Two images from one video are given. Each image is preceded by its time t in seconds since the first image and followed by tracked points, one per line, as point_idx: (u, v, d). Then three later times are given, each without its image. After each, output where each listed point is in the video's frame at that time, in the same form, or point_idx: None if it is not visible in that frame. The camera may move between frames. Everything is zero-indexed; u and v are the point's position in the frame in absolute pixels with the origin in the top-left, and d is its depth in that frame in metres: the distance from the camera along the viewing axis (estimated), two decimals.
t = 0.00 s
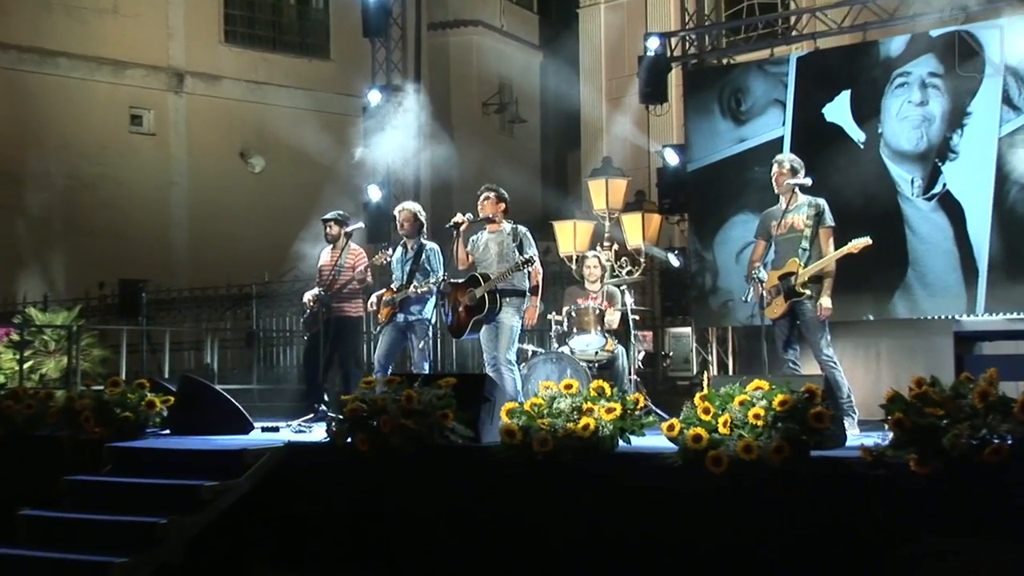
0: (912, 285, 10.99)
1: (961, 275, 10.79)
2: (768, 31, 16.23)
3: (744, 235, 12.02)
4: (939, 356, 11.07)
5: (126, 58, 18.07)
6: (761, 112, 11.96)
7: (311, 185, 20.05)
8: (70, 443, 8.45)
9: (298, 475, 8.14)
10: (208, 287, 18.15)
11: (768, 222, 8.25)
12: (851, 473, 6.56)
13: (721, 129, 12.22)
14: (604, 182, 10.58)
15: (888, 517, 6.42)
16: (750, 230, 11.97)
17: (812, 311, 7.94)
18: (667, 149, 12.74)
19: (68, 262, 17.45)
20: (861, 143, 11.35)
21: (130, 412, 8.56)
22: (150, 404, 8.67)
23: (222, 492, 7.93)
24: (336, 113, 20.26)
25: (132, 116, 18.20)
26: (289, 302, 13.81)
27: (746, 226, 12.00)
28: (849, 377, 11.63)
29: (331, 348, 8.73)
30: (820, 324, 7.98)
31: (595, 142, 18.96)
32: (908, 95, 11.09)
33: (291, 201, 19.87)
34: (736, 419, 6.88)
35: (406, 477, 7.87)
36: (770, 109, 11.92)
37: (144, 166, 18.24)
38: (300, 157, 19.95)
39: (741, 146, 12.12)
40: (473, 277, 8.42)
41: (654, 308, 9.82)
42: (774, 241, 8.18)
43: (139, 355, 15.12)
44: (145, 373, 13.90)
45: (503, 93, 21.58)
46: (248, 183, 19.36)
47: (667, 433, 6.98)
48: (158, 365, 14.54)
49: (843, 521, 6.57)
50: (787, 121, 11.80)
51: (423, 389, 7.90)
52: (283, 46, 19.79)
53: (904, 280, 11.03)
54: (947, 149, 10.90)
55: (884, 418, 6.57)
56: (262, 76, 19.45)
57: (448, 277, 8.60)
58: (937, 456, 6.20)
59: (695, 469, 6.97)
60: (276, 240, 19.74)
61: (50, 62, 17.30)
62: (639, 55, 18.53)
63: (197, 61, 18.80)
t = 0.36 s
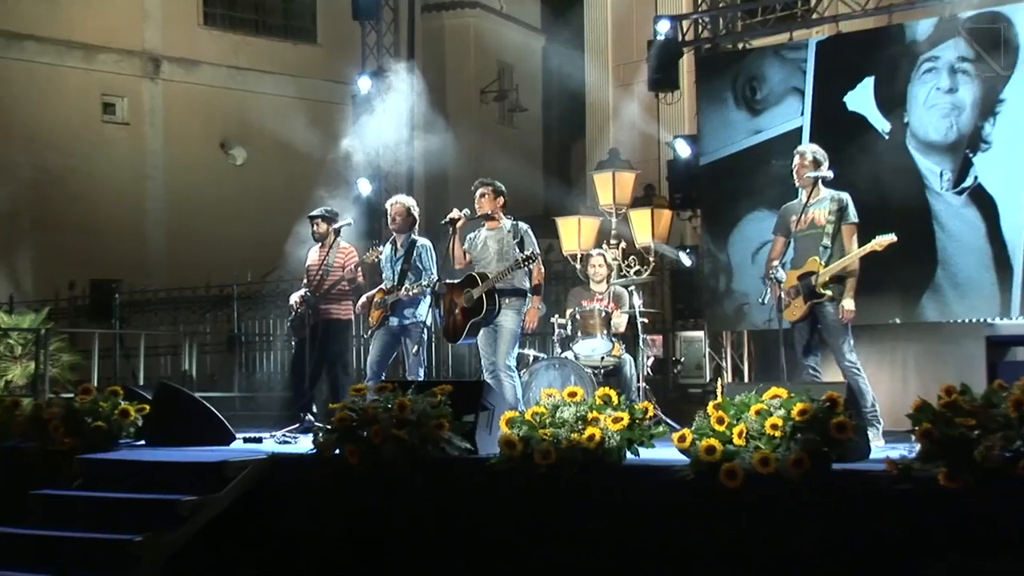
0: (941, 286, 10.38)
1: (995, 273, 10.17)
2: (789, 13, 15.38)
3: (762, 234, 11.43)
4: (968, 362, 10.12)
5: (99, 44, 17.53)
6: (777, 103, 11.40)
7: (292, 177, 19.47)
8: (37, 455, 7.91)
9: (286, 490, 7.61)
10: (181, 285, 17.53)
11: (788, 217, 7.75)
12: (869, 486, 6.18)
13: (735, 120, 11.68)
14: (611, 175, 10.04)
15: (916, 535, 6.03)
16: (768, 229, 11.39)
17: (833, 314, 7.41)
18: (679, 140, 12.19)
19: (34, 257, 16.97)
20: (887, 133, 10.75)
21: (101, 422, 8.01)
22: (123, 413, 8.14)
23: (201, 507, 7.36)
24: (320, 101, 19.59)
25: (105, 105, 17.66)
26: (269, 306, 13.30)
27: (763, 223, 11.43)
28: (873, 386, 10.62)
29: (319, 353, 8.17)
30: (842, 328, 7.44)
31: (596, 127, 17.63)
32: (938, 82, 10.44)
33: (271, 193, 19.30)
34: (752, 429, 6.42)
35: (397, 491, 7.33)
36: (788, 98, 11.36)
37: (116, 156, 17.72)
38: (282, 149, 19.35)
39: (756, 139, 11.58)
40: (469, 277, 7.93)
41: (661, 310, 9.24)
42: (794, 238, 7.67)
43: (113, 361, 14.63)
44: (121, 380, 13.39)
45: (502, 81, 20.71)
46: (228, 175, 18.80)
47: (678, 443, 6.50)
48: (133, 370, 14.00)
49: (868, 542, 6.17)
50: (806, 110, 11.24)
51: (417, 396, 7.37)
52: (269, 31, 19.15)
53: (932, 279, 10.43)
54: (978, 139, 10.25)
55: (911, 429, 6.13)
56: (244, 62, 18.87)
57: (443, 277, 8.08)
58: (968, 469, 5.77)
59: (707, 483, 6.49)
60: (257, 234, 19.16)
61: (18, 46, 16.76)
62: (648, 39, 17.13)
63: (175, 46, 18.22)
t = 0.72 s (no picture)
0: (980, 286, 8.96)
1: None
2: None
3: (786, 228, 9.95)
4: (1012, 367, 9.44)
5: (71, 22, 16.00)
6: (801, 88, 9.91)
7: (270, 166, 17.69)
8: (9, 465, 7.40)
9: (276, 503, 7.10)
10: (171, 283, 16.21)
11: (814, 210, 7.24)
12: (908, 503, 5.64)
13: (756, 107, 10.17)
14: (625, 166, 9.51)
15: (954, 555, 5.54)
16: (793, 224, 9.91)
17: (864, 315, 6.89)
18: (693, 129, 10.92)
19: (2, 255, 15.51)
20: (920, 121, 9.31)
21: (77, 430, 7.50)
22: (100, 420, 7.62)
23: (184, 522, 6.83)
24: (307, 85, 17.88)
25: (80, 89, 16.15)
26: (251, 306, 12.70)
27: (788, 217, 9.95)
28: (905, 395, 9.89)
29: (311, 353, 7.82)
30: (873, 330, 6.92)
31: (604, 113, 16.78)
32: (975, 65, 9.01)
33: (247, 183, 17.51)
34: (776, 439, 5.92)
35: (395, 503, 6.82)
36: (814, 84, 9.85)
37: (92, 146, 16.22)
38: (262, 135, 17.60)
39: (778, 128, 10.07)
40: (473, 276, 7.42)
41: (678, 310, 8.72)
42: (821, 232, 7.16)
43: (89, 363, 14.01)
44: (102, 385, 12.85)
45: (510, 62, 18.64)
46: (209, 165, 17.15)
47: (695, 454, 6.01)
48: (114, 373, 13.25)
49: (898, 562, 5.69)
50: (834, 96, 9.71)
51: (415, 403, 6.84)
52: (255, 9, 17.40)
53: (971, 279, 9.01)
54: (1021, 126, 8.81)
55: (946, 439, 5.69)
56: (229, 44, 17.21)
57: (444, 276, 7.58)
58: (1007, 479, 5.32)
59: (727, 496, 5.99)
60: (235, 228, 17.44)
61: None
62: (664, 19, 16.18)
63: (156, 28, 16.65)
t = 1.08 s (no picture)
0: (1021, 283, 8.40)
1: None
2: None
3: (812, 223, 9.42)
4: None
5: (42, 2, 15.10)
6: (826, 71, 9.34)
7: (252, 154, 16.77)
8: None
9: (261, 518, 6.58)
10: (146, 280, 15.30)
11: (841, 201, 6.77)
12: (945, 514, 5.16)
13: (777, 93, 9.63)
14: (638, 156, 9.03)
15: None
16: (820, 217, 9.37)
17: (893, 315, 6.42)
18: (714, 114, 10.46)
19: None
20: (954, 104, 8.65)
21: (47, 440, 7.02)
22: (72, 430, 7.10)
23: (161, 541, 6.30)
24: (297, 68, 16.98)
25: (50, 73, 15.27)
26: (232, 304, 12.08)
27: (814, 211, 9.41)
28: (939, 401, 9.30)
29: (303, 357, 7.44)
30: (903, 332, 6.44)
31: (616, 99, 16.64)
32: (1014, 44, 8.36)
33: (227, 172, 16.57)
34: (800, 449, 5.47)
35: (389, 520, 6.31)
36: (839, 68, 9.29)
37: (62, 134, 15.30)
38: (245, 122, 16.67)
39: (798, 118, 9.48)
40: (473, 273, 6.90)
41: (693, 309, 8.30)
42: (848, 225, 6.69)
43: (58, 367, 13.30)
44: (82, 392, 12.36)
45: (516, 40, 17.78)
46: (189, 153, 16.23)
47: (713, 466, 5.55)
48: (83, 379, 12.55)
49: None
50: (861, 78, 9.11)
51: (412, 409, 6.36)
52: None
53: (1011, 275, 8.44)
54: None
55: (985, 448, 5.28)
56: (211, 25, 16.30)
57: (441, 273, 7.11)
58: None
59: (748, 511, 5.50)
60: (218, 221, 16.51)
61: None
62: None
63: (133, 8, 15.76)
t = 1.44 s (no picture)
0: None
1: None
2: None
3: (839, 211, 8.28)
4: None
5: None
6: (850, 53, 8.20)
7: (228, 142, 14.69)
8: None
9: (242, 533, 6.06)
10: (134, 284, 13.64)
11: (869, 192, 6.29)
12: (979, 530, 4.73)
13: (798, 76, 8.51)
14: (649, 143, 8.58)
15: None
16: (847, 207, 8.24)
17: (926, 317, 5.96)
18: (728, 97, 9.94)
19: None
20: (991, 86, 7.47)
21: (10, 450, 6.50)
22: (37, 439, 6.59)
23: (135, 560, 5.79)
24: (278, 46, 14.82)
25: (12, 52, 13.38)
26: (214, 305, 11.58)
27: (843, 199, 8.27)
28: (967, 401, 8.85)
29: (285, 360, 7.18)
30: (937, 334, 5.98)
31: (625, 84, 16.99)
32: None
33: (206, 162, 14.59)
34: (823, 459, 5.01)
35: (379, 539, 5.81)
36: (866, 47, 8.11)
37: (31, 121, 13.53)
38: (221, 106, 14.64)
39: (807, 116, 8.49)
40: (470, 271, 6.48)
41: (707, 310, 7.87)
42: (876, 220, 6.22)
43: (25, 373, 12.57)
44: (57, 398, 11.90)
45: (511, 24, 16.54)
46: (168, 144, 14.36)
47: (731, 478, 5.06)
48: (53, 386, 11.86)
49: None
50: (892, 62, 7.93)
51: (405, 417, 5.89)
52: None
53: None
54: None
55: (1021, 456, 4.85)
56: None
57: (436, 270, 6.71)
58: None
59: (766, 528, 5.02)
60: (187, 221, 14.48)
61: None
62: None
63: None
